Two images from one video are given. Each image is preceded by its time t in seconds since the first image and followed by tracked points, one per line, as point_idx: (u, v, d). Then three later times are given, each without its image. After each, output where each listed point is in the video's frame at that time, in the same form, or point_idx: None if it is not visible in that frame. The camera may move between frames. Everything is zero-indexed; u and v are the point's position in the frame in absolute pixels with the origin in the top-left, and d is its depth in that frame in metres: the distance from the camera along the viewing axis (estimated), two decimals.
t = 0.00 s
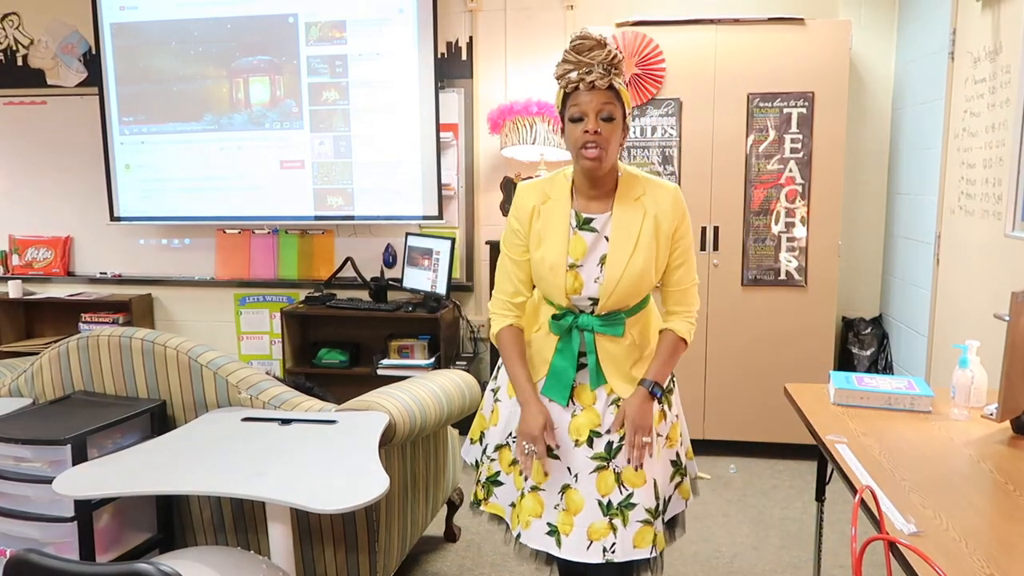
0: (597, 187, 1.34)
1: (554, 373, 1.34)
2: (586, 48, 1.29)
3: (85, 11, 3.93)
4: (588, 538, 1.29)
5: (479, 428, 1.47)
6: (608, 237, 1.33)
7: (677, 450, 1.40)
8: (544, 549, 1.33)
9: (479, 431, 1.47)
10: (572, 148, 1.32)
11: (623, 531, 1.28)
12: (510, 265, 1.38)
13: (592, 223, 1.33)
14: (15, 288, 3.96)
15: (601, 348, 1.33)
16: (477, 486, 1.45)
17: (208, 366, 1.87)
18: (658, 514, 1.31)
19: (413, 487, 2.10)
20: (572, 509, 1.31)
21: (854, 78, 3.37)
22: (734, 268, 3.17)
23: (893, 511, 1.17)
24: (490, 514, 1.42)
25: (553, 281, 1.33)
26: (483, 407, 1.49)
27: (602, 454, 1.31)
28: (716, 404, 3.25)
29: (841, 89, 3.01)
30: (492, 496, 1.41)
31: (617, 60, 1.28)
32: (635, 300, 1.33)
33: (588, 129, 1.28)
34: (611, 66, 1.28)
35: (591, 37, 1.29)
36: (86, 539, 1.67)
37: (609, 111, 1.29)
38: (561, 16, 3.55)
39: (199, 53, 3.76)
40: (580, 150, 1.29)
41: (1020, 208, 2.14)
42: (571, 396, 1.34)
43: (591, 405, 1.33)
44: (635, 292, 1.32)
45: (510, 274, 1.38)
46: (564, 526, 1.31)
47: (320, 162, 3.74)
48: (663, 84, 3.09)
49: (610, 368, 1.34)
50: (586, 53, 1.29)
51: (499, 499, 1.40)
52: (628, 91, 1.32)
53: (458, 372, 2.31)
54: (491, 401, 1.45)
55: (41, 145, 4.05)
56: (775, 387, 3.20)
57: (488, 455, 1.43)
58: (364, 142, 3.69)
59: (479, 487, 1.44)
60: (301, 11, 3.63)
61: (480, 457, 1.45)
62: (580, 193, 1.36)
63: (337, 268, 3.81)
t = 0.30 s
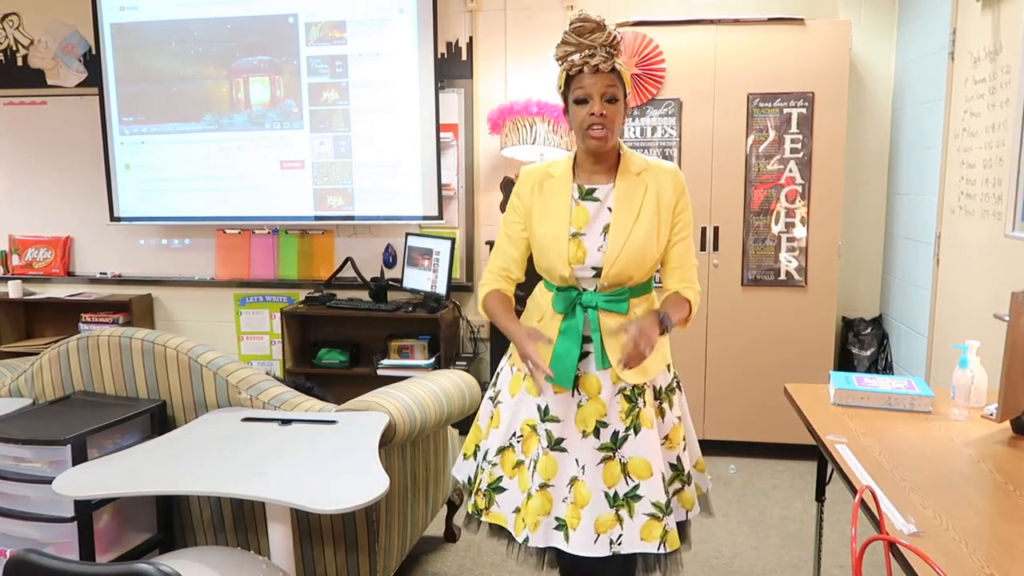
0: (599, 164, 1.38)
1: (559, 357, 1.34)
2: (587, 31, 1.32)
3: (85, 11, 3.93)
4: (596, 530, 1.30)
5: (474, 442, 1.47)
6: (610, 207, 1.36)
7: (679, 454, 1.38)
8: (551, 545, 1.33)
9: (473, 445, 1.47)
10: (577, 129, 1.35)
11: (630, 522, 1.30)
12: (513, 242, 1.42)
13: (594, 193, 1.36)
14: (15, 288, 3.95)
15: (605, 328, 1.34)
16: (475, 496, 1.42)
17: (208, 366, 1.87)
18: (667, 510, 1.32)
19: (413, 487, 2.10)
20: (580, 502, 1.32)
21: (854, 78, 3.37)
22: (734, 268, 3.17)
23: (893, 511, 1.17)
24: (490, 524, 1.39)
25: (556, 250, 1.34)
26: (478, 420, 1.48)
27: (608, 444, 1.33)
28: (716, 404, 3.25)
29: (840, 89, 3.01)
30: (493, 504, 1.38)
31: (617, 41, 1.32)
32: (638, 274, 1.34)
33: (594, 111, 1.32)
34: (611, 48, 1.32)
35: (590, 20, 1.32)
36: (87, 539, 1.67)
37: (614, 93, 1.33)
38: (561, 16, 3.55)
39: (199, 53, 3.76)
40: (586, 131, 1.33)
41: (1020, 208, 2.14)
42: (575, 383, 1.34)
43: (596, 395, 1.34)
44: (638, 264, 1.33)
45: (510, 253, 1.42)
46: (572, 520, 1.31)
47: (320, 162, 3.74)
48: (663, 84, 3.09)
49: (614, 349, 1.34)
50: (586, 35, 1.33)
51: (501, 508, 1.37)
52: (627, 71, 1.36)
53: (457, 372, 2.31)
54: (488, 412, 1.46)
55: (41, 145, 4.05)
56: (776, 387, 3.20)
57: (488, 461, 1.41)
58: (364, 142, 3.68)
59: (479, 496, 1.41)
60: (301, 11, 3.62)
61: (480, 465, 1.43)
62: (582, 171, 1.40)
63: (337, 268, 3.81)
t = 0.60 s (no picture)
0: (596, 161, 1.41)
1: (557, 348, 1.36)
2: (585, 32, 1.35)
3: (85, 11, 3.93)
4: (593, 528, 1.30)
5: (473, 447, 1.48)
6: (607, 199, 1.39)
7: (682, 455, 1.39)
8: (544, 545, 1.32)
9: (472, 451, 1.48)
10: (571, 128, 1.39)
11: (626, 519, 1.31)
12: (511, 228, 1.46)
13: (593, 185, 1.40)
14: (15, 288, 3.95)
15: (601, 319, 1.35)
16: (467, 494, 1.42)
17: (208, 366, 1.87)
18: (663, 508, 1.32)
19: (413, 487, 2.10)
20: (576, 498, 1.31)
21: (854, 78, 3.38)
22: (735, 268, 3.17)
23: (893, 511, 1.17)
24: (479, 523, 1.40)
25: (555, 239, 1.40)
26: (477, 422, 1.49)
27: (605, 437, 1.33)
28: (716, 404, 3.25)
29: (841, 89, 3.01)
30: (483, 502, 1.39)
31: (613, 43, 1.33)
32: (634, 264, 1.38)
33: (585, 113, 1.35)
34: (606, 50, 1.33)
35: (589, 21, 1.35)
36: (87, 539, 1.67)
37: (605, 95, 1.34)
38: (561, 16, 3.56)
39: (199, 53, 3.76)
40: (578, 132, 1.36)
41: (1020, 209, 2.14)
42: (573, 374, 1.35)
43: (592, 387, 1.35)
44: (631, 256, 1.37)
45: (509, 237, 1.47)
46: (567, 517, 1.31)
47: (320, 162, 3.74)
48: (663, 84, 3.09)
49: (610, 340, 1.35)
50: (584, 37, 1.35)
51: (490, 505, 1.38)
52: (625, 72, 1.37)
53: (457, 373, 2.30)
54: (485, 414, 1.46)
55: (42, 145, 4.05)
56: (776, 387, 3.20)
57: (481, 458, 1.42)
58: (364, 142, 3.69)
59: (470, 494, 1.41)
60: (301, 12, 3.63)
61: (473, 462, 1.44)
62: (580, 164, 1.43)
63: (337, 268, 3.81)
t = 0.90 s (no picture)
0: (595, 160, 1.41)
1: (557, 343, 1.37)
2: (585, 36, 1.35)
3: (85, 11, 3.93)
4: (590, 524, 1.30)
5: (471, 449, 1.47)
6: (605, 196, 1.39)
7: (669, 457, 1.38)
8: (550, 541, 1.32)
9: (470, 453, 1.47)
10: (572, 128, 1.39)
11: (619, 515, 1.31)
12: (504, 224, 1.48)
13: (591, 182, 1.40)
14: (15, 288, 3.95)
15: (599, 314, 1.36)
16: (474, 498, 1.41)
17: (208, 366, 1.87)
18: (656, 505, 1.32)
19: (413, 487, 2.10)
20: (577, 494, 1.31)
21: (854, 79, 3.38)
22: (735, 268, 3.17)
23: (893, 511, 1.18)
24: (488, 525, 1.39)
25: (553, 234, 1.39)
26: (475, 426, 1.49)
27: (602, 433, 1.33)
28: (716, 404, 3.25)
29: (840, 90, 3.01)
30: (493, 504, 1.38)
31: (614, 46, 1.35)
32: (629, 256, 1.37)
33: (587, 112, 1.35)
34: (608, 52, 1.35)
35: (589, 24, 1.36)
36: (87, 539, 1.67)
37: (607, 94, 1.35)
38: (561, 16, 3.56)
39: (199, 53, 3.76)
40: (581, 131, 1.37)
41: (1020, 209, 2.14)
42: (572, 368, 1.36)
43: (591, 382, 1.35)
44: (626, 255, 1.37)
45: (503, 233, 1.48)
46: (570, 513, 1.31)
47: (320, 162, 3.74)
48: (663, 84, 3.10)
49: (608, 336, 1.36)
50: (585, 40, 1.36)
51: (499, 507, 1.37)
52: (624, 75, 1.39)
53: (457, 373, 2.30)
54: (485, 415, 1.46)
55: (41, 145, 4.05)
56: (776, 387, 3.20)
57: (484, 460, 1.41)
58: (364, 142, 3.69)
59: (478, 497, 1.40)
60: (301, 12, 3.63)
61: (476, 465, 1.42)
62: (580, 164, 1.43)
63: (337, 268, 3.81)
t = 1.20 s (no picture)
0: (595, 158, 1.42)
1: (558, 337, 1.37)
2: (586, 40, 1.36)
3: (85, 11, 3.92)
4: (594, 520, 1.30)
5: (472, 453, 1.47)
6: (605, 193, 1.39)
7: (668, 455, 1.38)
8: (555, 539, 1.32)
9: (471, 457, 1.46)
10: (572, 125, 1.39)
11: (622, 511, 1.31)
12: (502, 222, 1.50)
13: (591, 179, 1.39)
14: (15, 288, 3.95)
15: (600, 308, 1.37)
16: (478, 501, 1.40)
17: (208, 367, 1.87)
18: (659, 501, 1.32)
19: (413, 488, 2.10)
20: (581, 491, 1.31)
21: (854, 79, 3.38)
22: (735, 268, 3.17)
23: (893, 511, 1.18)
24: (493, 527, 1.38)
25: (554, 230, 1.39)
26: (474, 428, 1.49)
27: (604, 429, 1.33)
28: (716, 404, 3.25)
29: (841, 90, 3.01)
30: (497, 505, 1.37)
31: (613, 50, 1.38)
32: (628, 251, 1.36)
33: (588, 107, 1.36)
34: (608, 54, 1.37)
35: (590, 30, 1.37)
36: (87, 539, 1.67)
37: (608, 92, 1.36)
38: (561, 16, 3.55)
39: (199, 53, 3.76)
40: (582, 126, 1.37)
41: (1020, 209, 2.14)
42: (574, 362, 1.36)
43: (593, 378, 1.35)
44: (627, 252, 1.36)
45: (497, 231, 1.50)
46: (574, 511, 1.30)
47: (320, 162, 3.74)
48: (663, 84, 3.10)
49: (609, 330, 1.36)
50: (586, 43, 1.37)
51: (504, 508, 1.36)
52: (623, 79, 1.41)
53: (457, 373, 2.30)
54: (485, 417, 1.46)
55: (41, 144, 4.05)
56: (776, 388, 3.21)
57: (487, 461, 1.40)
58: (364, 142, 3.69)
59: (482, 499, 1.39)
60: (301, 12, 3.63)
61: (478, 467, 1.42)
62: (579, 163, 1.43)
63: (337, 268, 3.81)
